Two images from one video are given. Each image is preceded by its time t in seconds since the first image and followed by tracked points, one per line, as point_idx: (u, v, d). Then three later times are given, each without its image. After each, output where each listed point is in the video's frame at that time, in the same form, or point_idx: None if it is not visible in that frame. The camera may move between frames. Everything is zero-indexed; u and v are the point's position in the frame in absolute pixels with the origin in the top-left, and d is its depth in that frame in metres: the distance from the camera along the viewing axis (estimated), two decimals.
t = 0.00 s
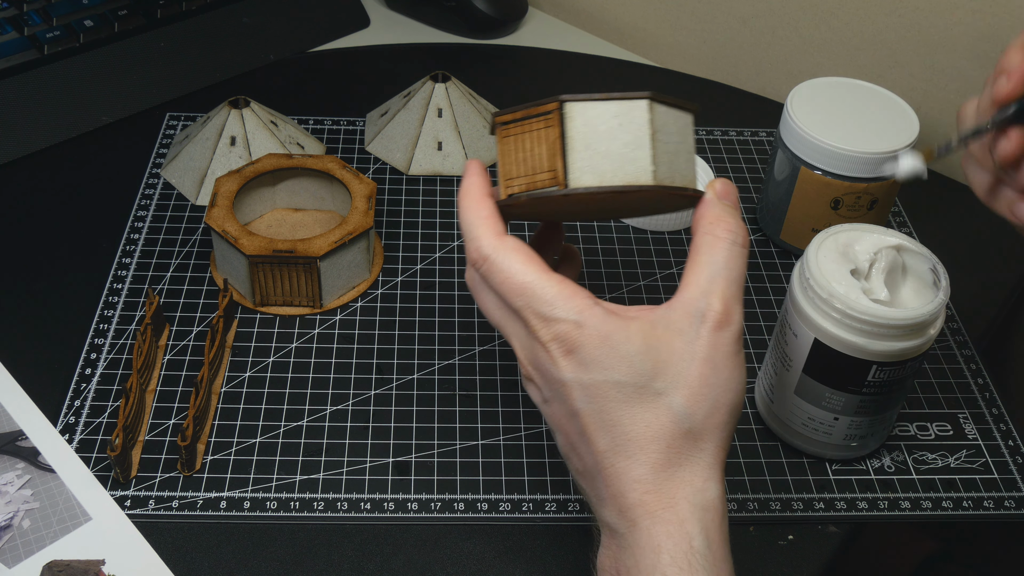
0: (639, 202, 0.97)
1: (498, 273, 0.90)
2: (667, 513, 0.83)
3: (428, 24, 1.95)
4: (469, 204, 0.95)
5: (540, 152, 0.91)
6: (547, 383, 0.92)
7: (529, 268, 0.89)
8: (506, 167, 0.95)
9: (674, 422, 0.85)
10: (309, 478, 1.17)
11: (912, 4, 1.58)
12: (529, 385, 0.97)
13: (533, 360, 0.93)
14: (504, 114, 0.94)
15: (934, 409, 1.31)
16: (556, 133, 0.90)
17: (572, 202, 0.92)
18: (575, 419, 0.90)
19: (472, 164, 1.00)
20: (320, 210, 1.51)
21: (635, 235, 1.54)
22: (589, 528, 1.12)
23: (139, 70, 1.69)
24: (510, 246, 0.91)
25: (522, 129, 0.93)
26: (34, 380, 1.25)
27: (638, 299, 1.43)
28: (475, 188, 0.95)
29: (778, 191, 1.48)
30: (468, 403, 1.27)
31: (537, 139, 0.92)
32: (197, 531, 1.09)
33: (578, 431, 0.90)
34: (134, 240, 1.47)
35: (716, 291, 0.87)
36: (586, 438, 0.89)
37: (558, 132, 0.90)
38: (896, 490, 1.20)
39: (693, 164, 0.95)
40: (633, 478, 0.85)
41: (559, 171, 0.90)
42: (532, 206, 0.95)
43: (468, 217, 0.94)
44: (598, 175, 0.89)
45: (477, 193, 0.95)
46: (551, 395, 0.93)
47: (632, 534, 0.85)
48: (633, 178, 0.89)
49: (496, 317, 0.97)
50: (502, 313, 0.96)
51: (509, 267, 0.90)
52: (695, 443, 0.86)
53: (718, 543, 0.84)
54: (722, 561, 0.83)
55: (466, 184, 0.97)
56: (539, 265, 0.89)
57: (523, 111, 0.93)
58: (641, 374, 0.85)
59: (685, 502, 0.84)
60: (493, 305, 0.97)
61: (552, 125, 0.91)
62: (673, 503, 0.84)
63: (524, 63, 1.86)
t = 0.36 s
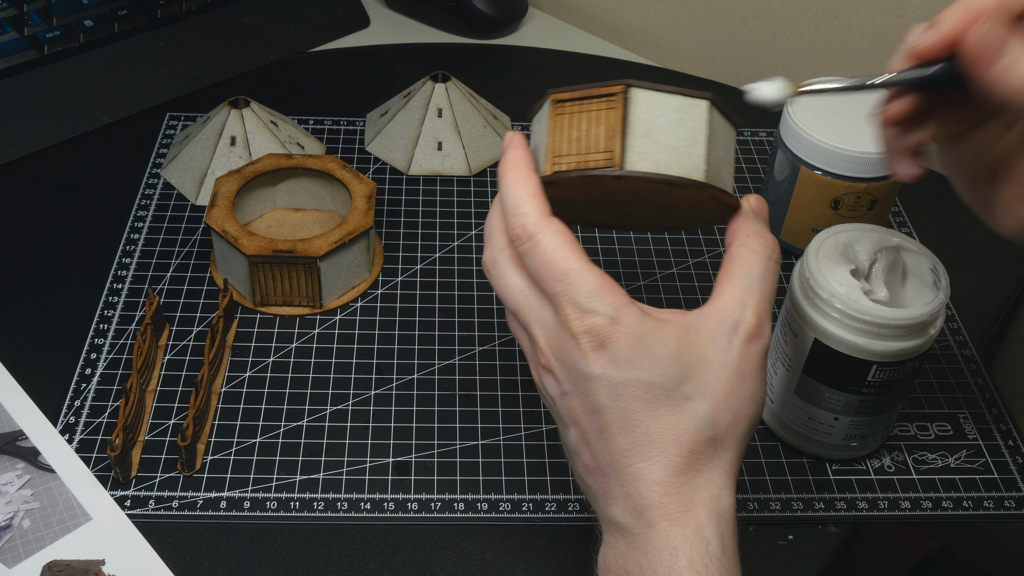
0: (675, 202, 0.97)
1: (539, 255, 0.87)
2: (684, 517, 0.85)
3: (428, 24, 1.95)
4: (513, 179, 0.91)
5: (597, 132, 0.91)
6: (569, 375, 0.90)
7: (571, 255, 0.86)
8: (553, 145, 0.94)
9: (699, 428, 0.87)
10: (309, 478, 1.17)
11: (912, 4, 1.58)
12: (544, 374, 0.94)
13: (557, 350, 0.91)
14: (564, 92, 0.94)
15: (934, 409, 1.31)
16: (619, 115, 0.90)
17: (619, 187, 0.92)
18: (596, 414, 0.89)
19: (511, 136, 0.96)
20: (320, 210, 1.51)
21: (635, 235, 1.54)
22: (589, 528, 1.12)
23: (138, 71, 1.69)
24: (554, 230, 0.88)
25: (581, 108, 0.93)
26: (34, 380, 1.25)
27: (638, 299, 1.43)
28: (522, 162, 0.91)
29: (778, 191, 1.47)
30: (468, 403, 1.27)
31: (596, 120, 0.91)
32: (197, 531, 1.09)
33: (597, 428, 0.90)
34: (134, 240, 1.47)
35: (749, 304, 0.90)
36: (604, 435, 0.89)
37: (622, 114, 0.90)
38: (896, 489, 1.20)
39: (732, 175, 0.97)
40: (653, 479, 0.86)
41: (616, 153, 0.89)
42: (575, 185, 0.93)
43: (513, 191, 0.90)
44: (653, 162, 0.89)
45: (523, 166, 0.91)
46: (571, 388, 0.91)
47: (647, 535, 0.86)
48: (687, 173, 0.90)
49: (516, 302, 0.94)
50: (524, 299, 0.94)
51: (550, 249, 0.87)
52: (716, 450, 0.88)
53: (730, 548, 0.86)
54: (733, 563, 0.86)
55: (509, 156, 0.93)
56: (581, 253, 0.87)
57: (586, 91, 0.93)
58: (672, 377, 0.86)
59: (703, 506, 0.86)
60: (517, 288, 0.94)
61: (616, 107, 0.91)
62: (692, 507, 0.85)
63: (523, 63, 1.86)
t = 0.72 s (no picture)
0: (680, 202, 0.98)
1: (546, 253, 0.86)
2: (688, 518, 0.85)
3: (428, 24, 1.95)
4: (520, 175, 0.90)
5: (607, 130, 0.91)
6: (574, 375, 0.90)
7: (579, 255, 0.85)
8: (563, 141, 0.93)
9: (704, 430, 0.87)
10: (309, 478, 1.17)
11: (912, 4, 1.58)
12: (548, 374, 0.94)
13: (562, 350, 0.90)
14: (575, 88, 0.93)
15: (934, 409, 1.31)
16: (630, 113, 0.90)
17: (628, 185, 0.92)
18: (601, 414, 0.89)
19: (517, 132, 0.95)
20: (320, 210, 1.51)
21: (635, 235, 1.54)
22: (590, 527, 1.12)
23: (139, 70, 1.69)
24: (562, 228, 0.87)
25: (592, 105, 0.92)
26: (34, 380, 1.25)
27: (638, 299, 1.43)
28: (528, 159, 0.90)
29: (778, 190, 1.47)
30: (468, 403, 1.27)
31: (607, 118, 0.91)
32: (198, 531, 1.09)
33: (601, 429, 0.90)
34: (134, 240, 1.47)
35: (755, 306, 0.90)
36: (608, 436, 0.89)
37: (633, 112, 0.90)
38: (896, 489, 1.20)
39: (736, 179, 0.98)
40: (657, 480, 0.86)
41: (627, 151, 0.89)
42: (583, 182, 0.93)
43: (520, 189, 0.89)
44: (664, 162, 0.89)
45: (530, 163, 0.90)
46: (575, 388, 0.91)
47: (650, 536, 0.86)
48: (695, 174, 0.90)
49: (520, 300, 0.93)
50: (528, 297, 0.93)
51: (559, 248, 0.85)
52: (719, 452, 0.88)
53: (732, 550, 0.86)
54: (736, 564, 0.86)
55: (515, 153, 0.92)
56: (589, 251, 0.86)
57: (598, 88, 0.92)
58: (677, 378, 0.86)
59: (706, 508, 0.86)
60: (522, 286, 0.93)
61: (628, 105, 0.90)
62: (696, 508, 0.86)
63: (523, 63, 1.86)
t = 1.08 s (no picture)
0: (680, 202, 0.98)
1: (546, 254, 0.86)
2: (688, 519, 0.85)
3: (428, 24, 1.95)
4: (520, 175, 0.90)
5: (607, 130, 0.91)
6: (574, 376, 0.90)
7: (578, 255, 0.85)
8: (562, 140, 0.93)
9: (704, 430, 0.87)
10: (309, 478, 1.17)
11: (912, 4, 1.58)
12: (547, 374, 0.94)
13: (561, 350, 0.90)
14: (574, 87, 0.93)
15: (934, 409, 1.31)
16: (630, 113, 0.90)
17: (628, 185, 0.92)
18: (601, 414, 0.89)
19: (516, 132, 0.95)
20: (319, 210, 1.51)
21: (635, 235, 1.54)
22: (590, 527, 1.12)
23: (139, 70, 1.69)
24: (562, 228, 0.87)
25: (591, 104, 0.92)
26: (34, 379, 1.25)
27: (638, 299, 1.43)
28: (528, 158, 0.90)
29: (778, 190, 1.47)
30: (468, 403, 1.27)
31: (606, 117, 0.91)
32: (198, 531, 1.09)
33: (601, 429, 0.90)
34: (134, 240, 1.47)
35: (755, 306, 0.90)
36: (608, 436, 0.89)
37: (633, 112, 0.90)
38: (896, 489, 1.20)
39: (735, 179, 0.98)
40: (657, 480, 0.86)
41: (627, 151, 0.89)
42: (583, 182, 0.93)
43: (519, 189, 0.89)
44: (664, 163, 0.89)
45: (530, 163, 0.90)
46: (575, 388, 0.91)
47: (650, 536, 0.86)
48: (695, 174, 0.90)
49: (519, 300, 0.93)
50: (528, 297, 0.93)
51: (558, 248, 0.85)
52: (719, 452, 0.88)
53: (733, 551, 0.86)
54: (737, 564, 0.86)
55: (515, 152, 0.92)
56: (588, 252, 0.86)
57: (598, 88, 0.92)
58: (677, 379, 0.86)
59: (707, 508, 0.86)
60: (521, 286, 0.93)
61: (628, 105, 0.90)
62: (696, 508, 0.86)
63: (523, 63, 1.86)
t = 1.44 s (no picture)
0: (682, 203, 0.98)
1: (548, 253, 0.86)
2: (690, 519, 0.85)
3: (429, 24, 1.95)
4: (523, 174, 0.90)
5: (610, 130, 0.91)
6: (576, 375, 0.90)
7: (581, 254, 0.85)
8: (564, 140, 0.93)
9: (705, 431, 0.87)
10: (309, 478, 1.17)
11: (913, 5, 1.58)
12: (548, 373, 0.94)
13: (563, 349, 0.90)
14: (577, 87, 0.93)
15: (934, 409, 1.31)
16: (633, 113, 0.90)
17: (630, 185, 0.92)
18: (602, 415, 0.89)
19: (519, 131, 0.95)
20: (320, 210, 1.51)
21: (635, 235, 1.54)
22: (590, 527, 1.12)
23: (138, 71, 1.69)
24: (565, 228, 0.87)
25: (595, 104, 0.92)
26: (34, 379, 1.25)
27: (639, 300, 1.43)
28: (530, 157, 0.90)
29: (778, 190, 1.47)
30: (468, 403, 1.27)
31: (609, 117, 0.91)
32: (198, 531, 1.09)
33: (602, 429, 0.90)
34: (134, 240, 1.47)
35: (757, 307, 0.90)
36: (609, 436, 0.89)
37: (636, 113, 0.90)
38: (896, 489, 1.20)
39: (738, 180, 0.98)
40: (659, 480, 0.86)
41: (630, 151, 0.89)
42: (586, 182, 0.93)
43: (522, 188, 0.89)
44: (666, 162, 0.89)
45: (533, 162, 0.90)
46: (577, 388, 0.91)
47: (651, 536, 0.86)
48: (698, 175, 0.90)
49: (521, 300, 0.93)
50: (529, 296, 0.93)
51: (561, 247, 0.85)
52: (721, 453, 0.88)
53: (734, 551, 0.86)
54: (738, 565, 0.86)
55: (517, 152, 0.92)
56: (591, 251, 0.86)
57: (601, 88, 0.92)
58: (678, 379, 0.86)
59: (708, 508, 0.86)
60: (523, 285, 0.93)
61: (631, 105, 0.91)
62: (697, 509, 0.86)
63: (523, 63, 1.86)
